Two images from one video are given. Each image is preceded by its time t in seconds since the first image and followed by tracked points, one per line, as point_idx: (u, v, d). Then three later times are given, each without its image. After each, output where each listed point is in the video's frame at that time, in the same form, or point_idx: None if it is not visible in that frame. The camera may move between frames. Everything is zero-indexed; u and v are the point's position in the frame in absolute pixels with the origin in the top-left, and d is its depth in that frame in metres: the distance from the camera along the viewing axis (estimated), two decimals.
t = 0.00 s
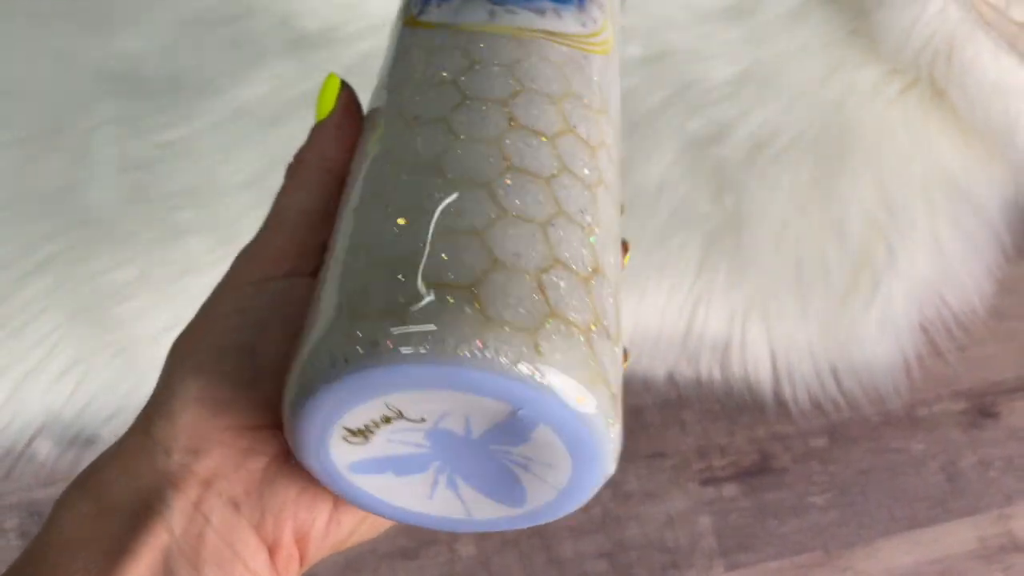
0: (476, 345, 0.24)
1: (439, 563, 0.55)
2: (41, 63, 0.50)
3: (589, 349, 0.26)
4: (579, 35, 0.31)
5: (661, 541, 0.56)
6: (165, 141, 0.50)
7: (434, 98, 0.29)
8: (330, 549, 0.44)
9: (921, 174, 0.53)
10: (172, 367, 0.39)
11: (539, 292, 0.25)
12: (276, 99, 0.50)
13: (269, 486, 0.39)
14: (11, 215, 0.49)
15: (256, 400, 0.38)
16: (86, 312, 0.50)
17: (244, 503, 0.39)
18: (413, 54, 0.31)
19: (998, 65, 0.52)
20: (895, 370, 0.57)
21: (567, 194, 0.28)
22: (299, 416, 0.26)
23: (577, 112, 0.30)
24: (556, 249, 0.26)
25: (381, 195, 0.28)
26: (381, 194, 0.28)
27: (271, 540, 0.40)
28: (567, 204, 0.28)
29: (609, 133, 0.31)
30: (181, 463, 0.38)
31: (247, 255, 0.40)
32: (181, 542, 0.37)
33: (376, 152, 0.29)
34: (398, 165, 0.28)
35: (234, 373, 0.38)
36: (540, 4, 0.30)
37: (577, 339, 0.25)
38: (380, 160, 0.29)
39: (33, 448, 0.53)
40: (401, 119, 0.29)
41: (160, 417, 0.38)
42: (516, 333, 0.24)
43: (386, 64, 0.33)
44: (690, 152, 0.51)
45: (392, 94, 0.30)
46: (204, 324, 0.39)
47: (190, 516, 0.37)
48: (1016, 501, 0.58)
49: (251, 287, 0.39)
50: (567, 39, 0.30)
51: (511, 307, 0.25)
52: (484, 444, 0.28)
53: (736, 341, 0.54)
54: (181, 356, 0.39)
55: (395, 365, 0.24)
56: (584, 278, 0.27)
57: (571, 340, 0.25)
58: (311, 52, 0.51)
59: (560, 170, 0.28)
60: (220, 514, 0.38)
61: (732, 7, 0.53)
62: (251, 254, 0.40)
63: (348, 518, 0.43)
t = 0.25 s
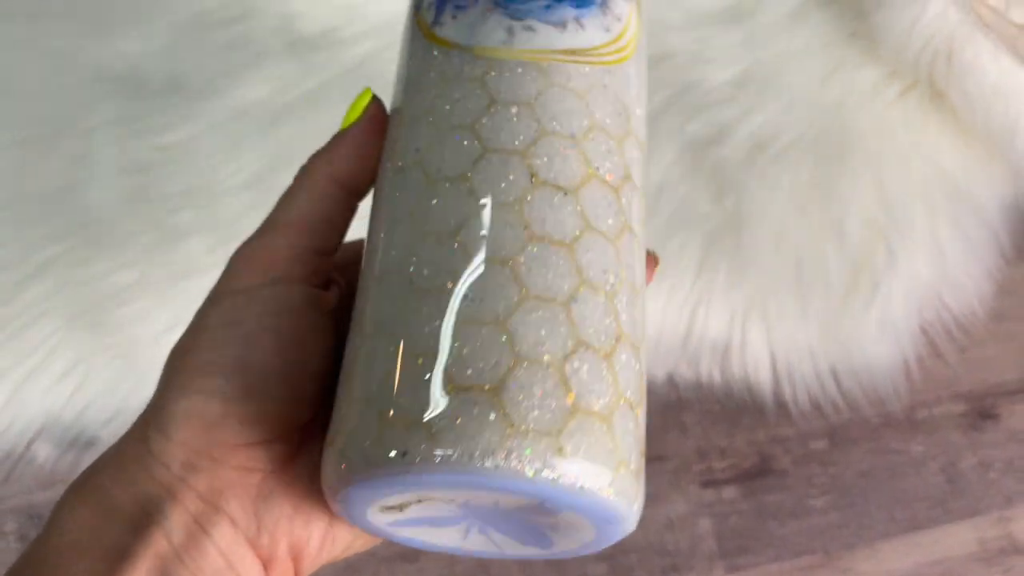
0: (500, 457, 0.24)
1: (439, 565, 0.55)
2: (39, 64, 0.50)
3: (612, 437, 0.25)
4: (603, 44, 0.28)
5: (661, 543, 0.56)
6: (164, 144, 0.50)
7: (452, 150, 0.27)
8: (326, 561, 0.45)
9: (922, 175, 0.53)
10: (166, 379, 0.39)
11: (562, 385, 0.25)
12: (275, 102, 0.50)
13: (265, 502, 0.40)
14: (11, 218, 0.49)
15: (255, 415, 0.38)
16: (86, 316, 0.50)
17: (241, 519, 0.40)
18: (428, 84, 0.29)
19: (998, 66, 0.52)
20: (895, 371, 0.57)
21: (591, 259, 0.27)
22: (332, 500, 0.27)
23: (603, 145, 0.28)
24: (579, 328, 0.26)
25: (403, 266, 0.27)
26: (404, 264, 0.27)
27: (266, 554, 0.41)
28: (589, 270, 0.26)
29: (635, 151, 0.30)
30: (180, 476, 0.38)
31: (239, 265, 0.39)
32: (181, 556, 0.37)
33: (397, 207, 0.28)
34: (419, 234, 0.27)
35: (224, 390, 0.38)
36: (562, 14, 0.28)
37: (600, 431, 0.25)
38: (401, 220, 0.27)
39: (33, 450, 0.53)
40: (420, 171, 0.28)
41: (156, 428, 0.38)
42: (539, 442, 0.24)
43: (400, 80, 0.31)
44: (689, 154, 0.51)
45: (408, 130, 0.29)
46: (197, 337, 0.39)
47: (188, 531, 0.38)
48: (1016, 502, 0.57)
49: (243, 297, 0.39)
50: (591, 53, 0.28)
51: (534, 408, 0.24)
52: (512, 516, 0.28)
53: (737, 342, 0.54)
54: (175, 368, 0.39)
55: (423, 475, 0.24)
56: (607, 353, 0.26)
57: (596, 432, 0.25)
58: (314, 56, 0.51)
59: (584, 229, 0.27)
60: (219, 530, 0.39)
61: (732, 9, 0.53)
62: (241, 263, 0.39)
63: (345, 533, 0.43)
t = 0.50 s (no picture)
0: (484, 501, 0.24)
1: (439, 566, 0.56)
2: (40, 68, 0.50)
3: (600, 476, 0.26)
4: (605, 57, 0.28)
5: (660, 545, 0.56)
6: (165, 147, 0.50)
7: (447, 180, 0.28)
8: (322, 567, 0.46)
9: (919, 176, 0.53)
10: (183, 383, 0.40)
11: (550, 426, 0.25)
12: (276, 105, 0.51)
13: (273, 508, 0.41)
14: (13, 221, 0.49)
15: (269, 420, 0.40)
16: (88, 319, 0.50)
17: (248, 522, 0.40)
18: (426, 106, 0.29)
19: (997, 70, 0.52)
20: (894, 373, 0.57)
21: (583, 293, 0.27)
22: (329, 523, 0.28)
23: (600, 168, 0.28)
24: (568, 366, 0.26)
25: (399, 297, 0.27)
26: (400, 295, 0.27)
27: (269, 559, 0.41)
28: (581, 304, 0.27)
29: (634, 168, 0.29)
30: (190, 477, 0.38)
31: (261, 276, 0.41)
32: (190, 557, 0.37)
33: (393, 235, 0.28)
34: (413, 267, 0.27)
35: (243, 395, 0.39)
36: (563, 27, 0.28)
37: (588, 470, 0.26)
38: (397, 249, 0.28)
39: (34, 452, 0.54)
40: (415, 200, 0.28)
41: (169, 431, 0.39)
42: (525, 485, 0.25)
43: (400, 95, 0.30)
44: (687, 158, 0.52)
45: (406, 153, 0.29)
46: (215, 342, 0.40)
47: (197, 532, 0.38)
48: (1015, 504, 0.58)
49: (263, 306, 0.40)
50: (593, 67, 0.28)
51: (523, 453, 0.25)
52: (500, 545, 0.28)
53: (735, 343, 0.54)
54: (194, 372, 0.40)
55: (413, 514, 0.25)
56: (596, 391, 0.27)
57: (584, 473, 0.25)
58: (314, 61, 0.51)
59: (578, 260, 0.27)
60: (227, 533, 0.39)
61: (730, 12, 0.54)
62: (264, 274, 0.41)
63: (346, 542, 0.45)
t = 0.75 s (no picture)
0: (477, 540, 0.25)
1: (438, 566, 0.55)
2: (39, 68, 0.50)
3: (594, 513, 0.26)
4: (620, 75, 0.28)
5: (659, 545, 0.56)
6: (164, 147, 0.50)
7: (456, 204, 0.27)
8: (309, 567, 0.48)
9: (918, 178, 0.53)
10: (190, 389, 0.39)
11: (548, 466, 0.25)
12: (276, 105, 0.51)
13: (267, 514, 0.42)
14: (12, 221, 0.49)
15: (269, 431, 0.40)
16: (87, 318, 0.50)
17: (243, 527, 0.42)
18: (437, 122, 0.29)
19: (994, 70, 0.52)
20: (892, 373, 0.57)
21: (587, 327, 0.27)
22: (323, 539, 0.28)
23: (610, 196, 0.28)
24: (568, 403, 0.26)
25: (403, 321, 0.27)
26: (404, 319, 0.27)
27: (260, 561, 0.43)
28: (584, 339, 0.27)
29: (645, 193, 0.29)
30: (190, 482, 0.39)
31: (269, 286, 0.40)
32: (186, 560, 0.38)
33: (400, 255, 0.28)
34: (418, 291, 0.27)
35: (250, 407, 0.39)
36: (579, 43, 0.27)
37: (583, 509, 0.26)
38: (403, 271, 0.28)
39: (32, 452, 0.54)
40: (424, 222, 0.28)
41: (173, 436, 0.38)
42: (519, 525, 0.25)
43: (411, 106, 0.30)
44: (685, 159, 0.52)
45: (415, 170, 0.29)
46: (224, 353, 0.39)
47: (193, 535, 0.39)
48: (1014, 504, 0.58)
49: (274, 319, 0.40)
50: (609, 86, 0.28)
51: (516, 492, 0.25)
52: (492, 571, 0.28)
53: (734, 342, 0.54)
54: (201, 379, 0.39)
55: (407, 547, 0.25)
56: (595, 427, 0.27)
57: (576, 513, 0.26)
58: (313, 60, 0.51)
59: (583, 292, 0.27)
60: (221, 537, 0.41)
61: (728, 13, 0.54)
62: (273, 284, 0.40)
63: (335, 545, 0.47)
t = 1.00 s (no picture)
0: None
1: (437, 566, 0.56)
2: (38, 69, 0.50)
3: (587, 567, 0.28)
4: (619, 118, 0.28)
5: (658, 545, 0.57)
6: (164, 148, 0.50)
7: (453, 262, 0.28)
8: None
9: (916, 181, 0.53)
10: (185, 415, 0.40)
11: (543, 529, 0.27)
12: (276, 106, 0.51)
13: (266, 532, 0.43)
14: (12, 222, 0.49)
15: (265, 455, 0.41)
16: (86, 319, 0.50)
17: (241, 543, 0.43)
18: (433, 172, 0.29)
19: (994, 71, 0.52)
20: (892, 373, 0.57)
21: (583, 388, 0.28)
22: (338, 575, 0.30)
23: (606, 249, 0.28)
24: (564, 466, 0.27)
25: (404, 378, 0.28)
26: (404, 377, 0.28)
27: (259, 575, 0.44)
28: (579, 400, 0.28)
29: (643, 236, 0.30)
30: (187, 499, 0.41)
31: (263, 314, 0.40)
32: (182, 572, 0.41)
33: (399, 308, 0.29)
34: (418, 354, 0.28)
35: (245, 434, 0.40)
36: (577, 87, 0.27)
37: (577, 565, 0.28)
38: (403, 328, 0.28)
39: (31, 452, 0.54)
40: (421, 278, 0.28)
41: (168, 459, 0.40)
42: None
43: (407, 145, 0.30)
44: (684, 160, 0.52)
45: (411, 218, 0.29)
46: (219, 380, 0.40)
47: (190, 547, 0.41)
48: (1013, 504, 0.58)
49: (272, 348, 0.40)
50: (607, 131, 0.28)
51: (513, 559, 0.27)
52: None
53: (733, 343, 0.54)
54: (197, 406, 0.40)
55: None
56: (589, 484, 0.28)
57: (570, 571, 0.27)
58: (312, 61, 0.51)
59: (579, 352, 0.28)
60: (219, 551, 0.42)
61: (727, 14, 0.54)
62: (267, 312, 0.40)
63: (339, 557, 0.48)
